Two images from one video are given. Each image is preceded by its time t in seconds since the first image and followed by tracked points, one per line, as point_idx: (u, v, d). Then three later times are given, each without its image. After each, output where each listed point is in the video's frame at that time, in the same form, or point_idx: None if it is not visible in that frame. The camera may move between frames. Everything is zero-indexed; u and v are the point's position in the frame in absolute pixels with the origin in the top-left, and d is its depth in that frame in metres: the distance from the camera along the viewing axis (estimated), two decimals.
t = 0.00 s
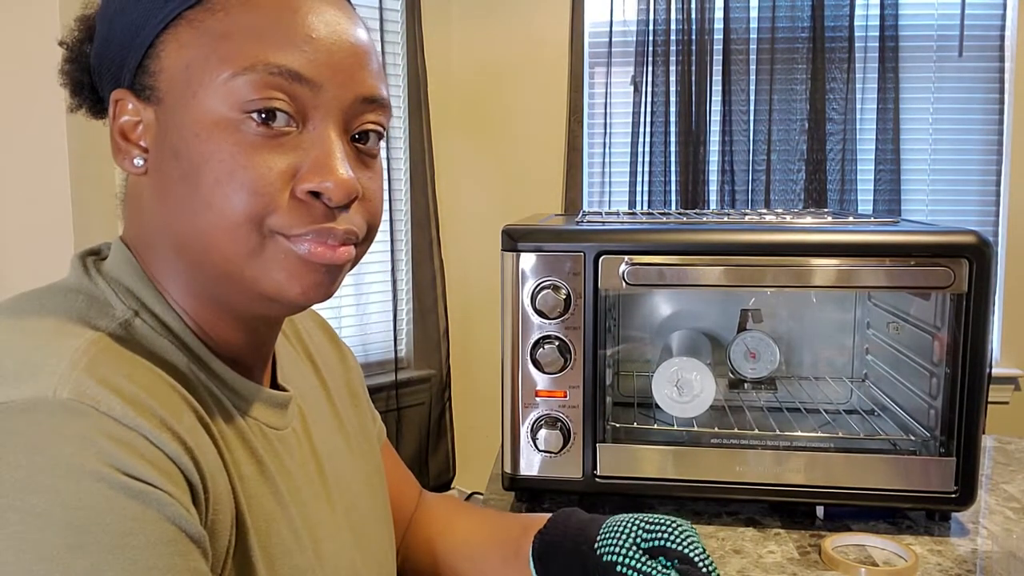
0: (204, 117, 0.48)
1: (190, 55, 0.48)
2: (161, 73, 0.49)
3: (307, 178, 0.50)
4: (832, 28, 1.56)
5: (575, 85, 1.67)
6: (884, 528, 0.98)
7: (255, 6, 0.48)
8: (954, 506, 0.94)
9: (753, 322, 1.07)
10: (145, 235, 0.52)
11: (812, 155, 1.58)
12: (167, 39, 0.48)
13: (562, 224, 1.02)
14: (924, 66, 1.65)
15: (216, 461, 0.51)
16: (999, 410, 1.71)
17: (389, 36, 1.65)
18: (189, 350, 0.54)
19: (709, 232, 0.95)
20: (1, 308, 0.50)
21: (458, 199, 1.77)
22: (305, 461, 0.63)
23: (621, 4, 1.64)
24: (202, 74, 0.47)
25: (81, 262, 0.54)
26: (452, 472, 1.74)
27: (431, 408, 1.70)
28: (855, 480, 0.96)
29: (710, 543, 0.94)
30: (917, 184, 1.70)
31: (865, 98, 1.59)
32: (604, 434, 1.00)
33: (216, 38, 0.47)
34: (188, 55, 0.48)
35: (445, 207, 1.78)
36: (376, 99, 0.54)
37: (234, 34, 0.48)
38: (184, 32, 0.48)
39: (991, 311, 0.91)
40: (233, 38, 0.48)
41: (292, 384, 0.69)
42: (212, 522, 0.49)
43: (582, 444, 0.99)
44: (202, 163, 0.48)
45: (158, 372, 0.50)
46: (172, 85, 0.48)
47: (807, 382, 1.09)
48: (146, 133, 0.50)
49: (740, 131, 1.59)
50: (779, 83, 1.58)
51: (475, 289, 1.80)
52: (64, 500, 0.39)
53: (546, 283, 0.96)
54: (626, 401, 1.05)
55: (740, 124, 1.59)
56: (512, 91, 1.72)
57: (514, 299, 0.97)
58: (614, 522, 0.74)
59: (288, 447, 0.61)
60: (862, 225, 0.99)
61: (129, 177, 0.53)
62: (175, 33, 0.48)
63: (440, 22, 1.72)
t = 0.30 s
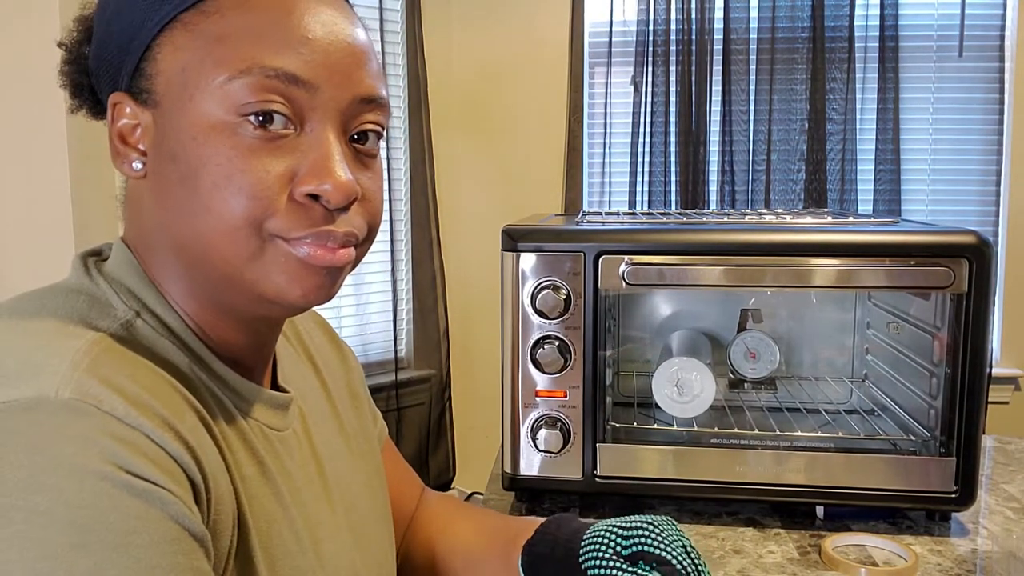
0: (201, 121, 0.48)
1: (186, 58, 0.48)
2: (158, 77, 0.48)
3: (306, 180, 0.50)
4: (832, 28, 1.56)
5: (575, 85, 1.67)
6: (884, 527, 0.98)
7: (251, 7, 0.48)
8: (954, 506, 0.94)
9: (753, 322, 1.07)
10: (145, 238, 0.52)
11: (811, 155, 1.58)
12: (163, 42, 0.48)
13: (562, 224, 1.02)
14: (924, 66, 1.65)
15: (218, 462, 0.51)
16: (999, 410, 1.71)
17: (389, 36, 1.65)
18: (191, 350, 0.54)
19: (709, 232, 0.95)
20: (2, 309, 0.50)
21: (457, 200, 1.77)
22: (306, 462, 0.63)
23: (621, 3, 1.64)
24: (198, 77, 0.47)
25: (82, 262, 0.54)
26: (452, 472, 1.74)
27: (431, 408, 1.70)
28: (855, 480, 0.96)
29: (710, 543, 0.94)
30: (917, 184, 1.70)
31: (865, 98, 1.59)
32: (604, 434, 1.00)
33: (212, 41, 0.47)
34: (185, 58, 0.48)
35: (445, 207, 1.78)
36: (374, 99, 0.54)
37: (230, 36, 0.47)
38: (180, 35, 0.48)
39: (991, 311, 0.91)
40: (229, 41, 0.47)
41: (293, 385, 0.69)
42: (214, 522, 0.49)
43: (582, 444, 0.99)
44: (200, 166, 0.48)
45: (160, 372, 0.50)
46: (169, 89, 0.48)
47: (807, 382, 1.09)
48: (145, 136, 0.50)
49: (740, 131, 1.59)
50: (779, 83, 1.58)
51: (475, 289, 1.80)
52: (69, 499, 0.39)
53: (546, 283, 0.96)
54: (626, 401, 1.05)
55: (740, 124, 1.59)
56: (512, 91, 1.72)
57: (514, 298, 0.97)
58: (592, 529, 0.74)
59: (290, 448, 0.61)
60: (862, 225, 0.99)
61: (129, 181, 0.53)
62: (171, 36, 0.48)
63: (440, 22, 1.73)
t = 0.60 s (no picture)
0: (201, 123, 0.48)
1: (185, 61, 0.48)
2: (157, 79, 0.48)
3: (306, 181, 0.50)
4: (832, 28, 1.56)
5: (575, 85, 1.67)
6: (884, 528, 0.98)
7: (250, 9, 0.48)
8: (954, 506, 0.94)
9: (753, 322, 1.07)
10: (146, 240, 0.52)
11: (812, 155, 1.58)
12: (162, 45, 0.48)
13: (562, 224, 1.02)
14: (924, 66, 1.65)
15: (223, 462, 0.51)
16: (999, 410, 1.71)
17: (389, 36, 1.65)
18: (195, 350, 0.54)
19: (709, 232, 0.95)
20: (6, 309, 0.50)
21: (457, 200, 1.77)
22: (307, 462, 0.63)
23: (621, 4, 1.64)
24: (198, 79, 0.47)
25: (84, 262, 0.54)
26: (452, 472, 1.74)
27: (431, 408, 1.70)
28: (855, 480, 0.96)
29: (710, 543, 0.94)
30: (917, 184, 1.70)
31: (865, 98, 1.59)
32: (604, 434, 1.00)
33: (212, 43, 0.47)
34: (184, 60, 0.48)
35: (445, 207, 1.78)
36: (374, 99, 0.54)
37: (230, 38, 0.47)
38: (179, 37, 0.48)
39: (991, 311, 0.91)
40: (228, 42, 0.47)
41: (293, 385, 0.69)
42: (218, 521, 0.50)
43: (582, 444, 0.99)
44: (200, 168, 0.48)
45: (165, 371, 0.50)
46: (169, 91, 0.48)
47: (807, 382, 1.09)
48: (145, 138, 0.50)
49: (740, 131, 1.59)
50: (779, 83, 1.58)
51: (474, 289, 1.80)
52: (77, 498, 0.39)
53: (546, 283, 0.96)
54: (626, 401, 1.05)
55: (740, 124, 1.59)
56: (512, 91, 1.72)
57: (514, 298, 0.97)
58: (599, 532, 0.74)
59: (292, 449, 0.61)
60: (862, 225, 0.99)
61: (129, 182, 0.53)
62: (171, 38, 0.48)
63: (440, 22, 1.72)
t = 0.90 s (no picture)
0: (194, 124, 0.47)
1: (176, 62, 0.47)
2: (149, 81, 0.48)
3: (301, 181, 0.50)
4: (832, 28, 1.56)
5: (575, 85, 1.67)
6: (884, 528, 0.98)
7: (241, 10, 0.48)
8: (954, 506, 0.94)
9: (753, 322, 1.07)
10: (140, 242, 0.52)
11: (811, 155, 1.58)
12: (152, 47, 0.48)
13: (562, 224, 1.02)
14: (924, 66, 1.65)
15: (226, 466, 0.51)
16: (999, 410, 1.71)
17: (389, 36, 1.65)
18: (195, 353, 0.54)
19: (709, 232, 0.95)
20: (6, 313, 0.50)
21: (457, 200, 1.77)
22: (305, 463, 0.63)
23: (621, 4, 1.64)
24: (190, 80, 0.47)
25: (82, 264, 0.54)
26: (452, 472, 1.74)
27: (431, 408, 1.70)
28: (855, 480, 0.96)
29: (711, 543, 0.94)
30: (917, 184, 1.70)
31: (865, 98, 1.59)
32: (605, 434, 1.00)
33: (203, 44, 0.47)
34: (175, 63, 0.47)
35: (445, 207, 1.78)
36: (366, 96, 0.54)
37: (221, 39, 0.47)
38: (170, 39, 0.48)
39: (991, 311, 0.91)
40: (220, 43, 0.47)
41: (292, 386, 0.69)
42: (223, 526, 0.50)
43: (582, 444, 0.99)
44: (195, 170, 0.48)
45: (166, 375, 0.50)
46: (160, 93, 0.48)
47: (808, 382, 1.09)
48: (138, 141, 0.50)
49: (740, 131, 1.59)
50: (779, 83, 1.58)
51: (475, 289, 1.80)
52: (84, 510, 0.39)
53: (546, 283, 0.96)
54: (626, 401, 1.05)
55: (740, 124, 1.59)
56: (512, 91, 1.72)
57: (514, 298, 0.97)
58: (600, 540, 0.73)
59: (292, 451, 0.61)
60: (862, 225, 0.99)
61: (122, 185, 0.52)
62: (161, 40, 0.48)
63: (440, 22, 1.72)
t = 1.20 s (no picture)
0: (190, 122, 0.47)
1: (172, 60, 0.47)
2: (145, 80, 0.48)
3: (300, 178, 0.50)
4: (832, 28, 1.56)
5: (575, 85, 1.67)
6: (884, 528, 0.98)
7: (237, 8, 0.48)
8: (954, 506, 0.94)
9: (753, 322, 1.07)
10: (138, 242, 0.52)
11: (812, 155, 1.58)
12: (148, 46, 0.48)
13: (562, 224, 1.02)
14: (924, 66, 1.65)
15: (225, 469, 0.51)
16: (999, 410, 1.71)
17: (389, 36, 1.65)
18: (192, 355, 0.54)
19: (709, 232, 0.95)
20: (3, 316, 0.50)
21: (457, 200, 1.77)
22: (304, 466, 0.63)
23: (621, 3, 1.64)
24: (186, 78, 0.47)
25: (80, 266, 0.54)
26: (452, 472, 1.74)
27: (431, 408, 1.70)
28: (855, 480, 0.96)
29: (711, 543, 0.94)
30: (917, 184, 1.70)
31: (865, 98, 1.59)
32: (604, 434, 1.00)
33: (199, 42, 0.47)
34: (171, 61, 0.48)
35: (445, 207, 1.78)
36: (364, 93, 0.54)
37: (217, 36, 0.47)
38: (167, 38, 0.48)
39: (991, 311, 0.91)
40: (217, 41, 0.47)
41: (292, 386, 0.69)
42: (221, 528, 0.50)
43: (582, 443, 0.99)
44: (194, 169, 0.48)
45: (161, 378, 0.50)
46: (157, 91, 0.48)
47: (807, 382, 1.09)
48: (134, 140, 0.50)
49: (740, 131, 1.59)
50: (779, 83, 1.58)
51: (475, 288, 1.80)
52: (84, 516, 0.39)
53: (546, 283, 0.96)
54: (626, 401, 1.05)
55: (740, 124, 1.59)
56: (512, 91, 1.72)
57: (514, 298, 0.97)
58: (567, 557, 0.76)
59: (290, 454, 0.61)
60: (861, 225, 0.99)
61: (118, 185, 0.52)
62: (158, 38, 0.48)
63: (440, 22, 1.72)
